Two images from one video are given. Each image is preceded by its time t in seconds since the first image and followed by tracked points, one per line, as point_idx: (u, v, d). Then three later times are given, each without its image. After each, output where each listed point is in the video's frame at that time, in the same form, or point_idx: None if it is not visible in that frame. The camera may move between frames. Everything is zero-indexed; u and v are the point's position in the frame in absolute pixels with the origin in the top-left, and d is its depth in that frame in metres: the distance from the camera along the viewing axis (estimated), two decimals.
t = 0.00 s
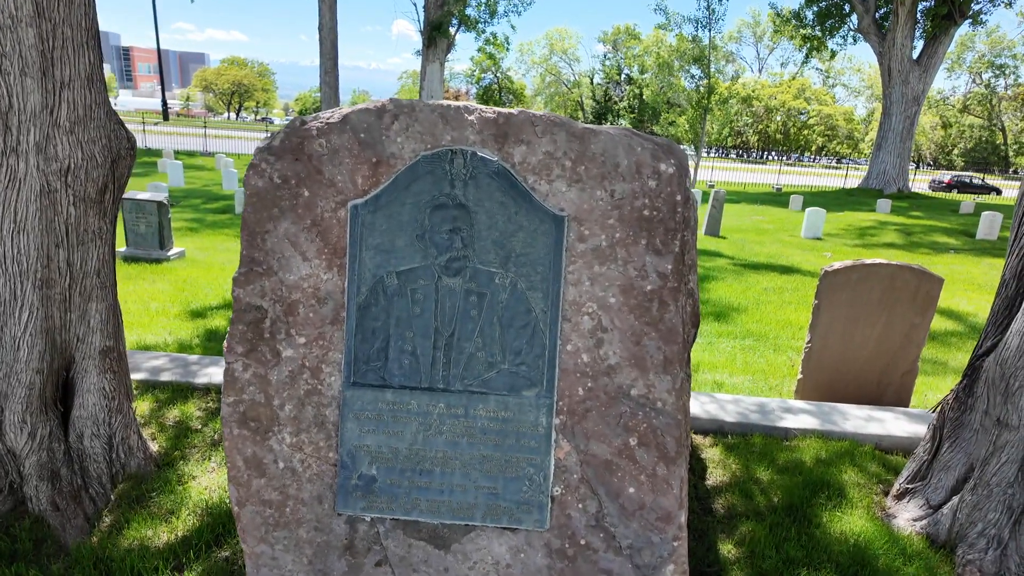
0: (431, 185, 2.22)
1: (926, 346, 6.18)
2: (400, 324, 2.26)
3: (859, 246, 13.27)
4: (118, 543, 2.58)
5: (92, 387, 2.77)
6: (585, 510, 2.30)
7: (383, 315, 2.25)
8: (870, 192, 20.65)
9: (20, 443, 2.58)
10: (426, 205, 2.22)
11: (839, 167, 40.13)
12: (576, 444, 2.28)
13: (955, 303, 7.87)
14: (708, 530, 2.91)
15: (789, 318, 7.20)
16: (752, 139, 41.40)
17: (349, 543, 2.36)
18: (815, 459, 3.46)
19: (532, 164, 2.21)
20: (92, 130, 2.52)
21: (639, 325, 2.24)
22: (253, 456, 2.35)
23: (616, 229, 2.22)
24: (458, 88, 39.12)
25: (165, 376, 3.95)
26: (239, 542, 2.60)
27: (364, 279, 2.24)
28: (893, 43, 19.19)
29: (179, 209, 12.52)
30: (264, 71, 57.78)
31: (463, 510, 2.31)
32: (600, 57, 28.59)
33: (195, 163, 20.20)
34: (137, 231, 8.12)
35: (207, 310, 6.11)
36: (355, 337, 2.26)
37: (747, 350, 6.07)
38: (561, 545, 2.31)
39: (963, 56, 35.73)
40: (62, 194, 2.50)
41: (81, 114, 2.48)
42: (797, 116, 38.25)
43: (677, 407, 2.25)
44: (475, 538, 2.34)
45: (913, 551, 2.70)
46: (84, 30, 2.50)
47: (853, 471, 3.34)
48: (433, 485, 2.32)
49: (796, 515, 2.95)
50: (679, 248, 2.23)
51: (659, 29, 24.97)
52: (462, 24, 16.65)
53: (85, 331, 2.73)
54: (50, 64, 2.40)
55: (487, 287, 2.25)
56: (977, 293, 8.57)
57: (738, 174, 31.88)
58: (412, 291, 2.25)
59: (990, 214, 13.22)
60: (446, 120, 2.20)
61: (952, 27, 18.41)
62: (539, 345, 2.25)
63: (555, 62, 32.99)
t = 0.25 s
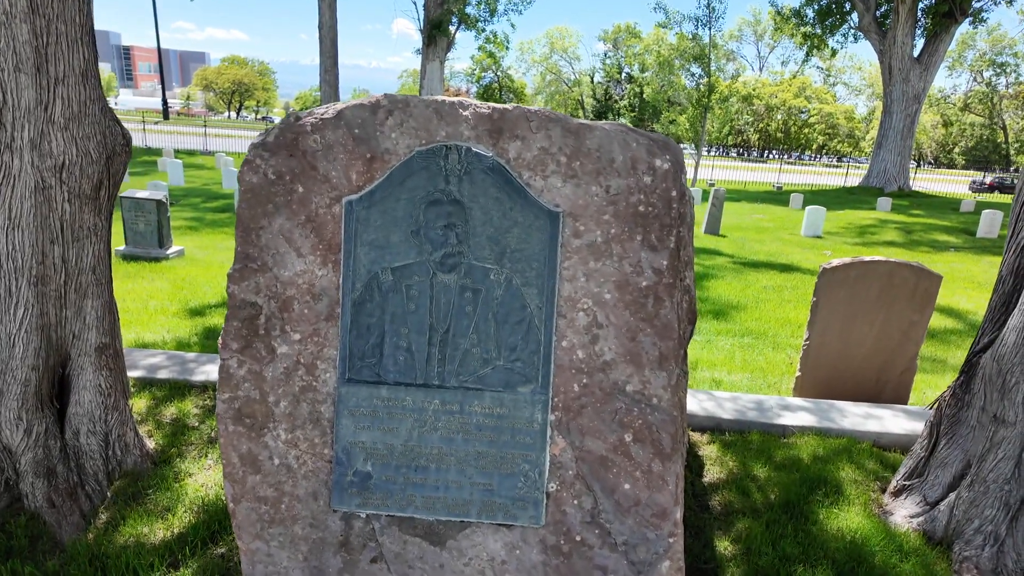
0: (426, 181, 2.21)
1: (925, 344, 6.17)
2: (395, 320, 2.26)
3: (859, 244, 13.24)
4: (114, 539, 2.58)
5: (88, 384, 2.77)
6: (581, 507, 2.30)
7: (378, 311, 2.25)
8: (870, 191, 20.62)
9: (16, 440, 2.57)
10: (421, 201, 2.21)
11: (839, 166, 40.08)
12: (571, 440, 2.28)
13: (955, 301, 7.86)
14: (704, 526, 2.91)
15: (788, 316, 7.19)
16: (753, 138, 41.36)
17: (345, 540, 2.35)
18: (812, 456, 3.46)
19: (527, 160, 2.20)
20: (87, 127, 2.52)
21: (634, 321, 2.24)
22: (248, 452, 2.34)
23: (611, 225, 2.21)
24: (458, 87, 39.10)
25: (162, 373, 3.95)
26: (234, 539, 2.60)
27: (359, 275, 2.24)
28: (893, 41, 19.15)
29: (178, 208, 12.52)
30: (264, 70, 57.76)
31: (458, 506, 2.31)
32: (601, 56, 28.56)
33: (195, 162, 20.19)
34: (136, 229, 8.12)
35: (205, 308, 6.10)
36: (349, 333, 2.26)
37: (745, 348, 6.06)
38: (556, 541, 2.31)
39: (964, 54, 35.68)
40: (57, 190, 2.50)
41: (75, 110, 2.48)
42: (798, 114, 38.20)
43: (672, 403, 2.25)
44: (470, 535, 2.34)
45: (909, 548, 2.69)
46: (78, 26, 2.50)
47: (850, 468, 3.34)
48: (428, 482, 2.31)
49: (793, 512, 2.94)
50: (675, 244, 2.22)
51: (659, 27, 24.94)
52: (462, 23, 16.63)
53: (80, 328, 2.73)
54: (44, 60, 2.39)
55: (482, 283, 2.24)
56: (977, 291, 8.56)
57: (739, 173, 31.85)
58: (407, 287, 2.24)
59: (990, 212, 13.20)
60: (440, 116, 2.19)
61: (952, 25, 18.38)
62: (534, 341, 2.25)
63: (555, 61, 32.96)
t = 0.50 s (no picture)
0: (420, 182, 2.23)
1: (922, 344, 6.19)
2: (389, 320, 2.28)
3: (858, 243, 13.25)
4: (111, 538, 2.60)
5: (86, 383, 2.80)
6: (573, 505, 2.32)
7: (373, 311, 2.27)
8: (870, 190, 20.62)
9: (15, 439, 2.60)
10: (415, 202, 2.23)
11: (839, 165, 40.07)
12: (564, 439, 2.30)
13: (953, 301, 7.87)
14: (698, 524, 2.93)
15: (786, 316, 7.20)
16: (753, 137, 41.35)
17: (340, 538, 2.38)
18: (806, 455, 3.48)
19: (520, 162, 2.22)
20: (85, 128, 2.54)
21: (626, 322, 2.26)
22: (244, 452, 2.37)
23: (604, 226, 2.23)
24: (458, 87, 39.07)
25: (160, 373, 3.97)
26: (232, 538, 2.63)
27: (354, 275, 2.26)
28: (893, 40, 19.15)
29: (178, 207, 12.54)
30: (265, 70, 57.72)
31: (452, 505, 2.33)
32: (601, 55, 28.55)
33: (195, 162, 20.21)
34: (135, 229, 8.15)
35: (205, 308, 6.13)
36: (344, 333, 2.28)
37: (743, 348, 6.08)
38: (550, 539, 2.33)
39: (965, 52, 35.65)
40: (54, 191, 2.52)
41: (74, 113, 2.50)
42: (798, 113, 38.18)
43: (664, 403, 2.27)
44: (464, 533, 2.37)
45: (901, 546, 2.71)
46: (76, 28, 2.52)
47: (844, 467, 3.36)
48: (422, 480, 2.33)
49: (786, 510, 2.96)
50: (667, 245, 2.24)
51: (659, 26, 24.93)
52: (462, 22, 16.64)
53: (79, 328, 2.76)
54: (41, 62, 2.42)
55: (476, 283, 2.26)
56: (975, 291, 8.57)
57: (739, 172, 31.84)
58: (402, 288, 2.27)
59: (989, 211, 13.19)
60: (434, 118, 2.21)
61: (952, 24, 18.37)
62: (527, 341, 2.27)
63: (556, 60, 32.95)
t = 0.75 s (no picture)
0: (415, 183, 2.25)
1: (919, 343, 6.21)
2: (386, 319, 2.30)
3: (858, 243, 13.27)
4: (111, 536, 2.62)
5: (86, 382, 2.82)
6: (568, 502, 2.34)
7: (369, 310, 2.29)
8: (870, 189, 20.63)
9: (15, 437, 2.62)
10: (410, 202, 2.26)
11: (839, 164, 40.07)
12: (559, 437, 2.32)
13: (951, 300, 7.89)
14: (693, 522, 2.95)
15: (783, 315, 7.22)
16: (753, 137, 41.36)
17: (337, 534, 2.40)
18: (802, 453, 3.50)
19: (515, 161, 2.24)
20: (84, 129, 2.56)
21: (621, 320, 2.28)
22: (242, 449, 2.39)
23: (598, 226, 2.25)
24: (458, 87, 39.07)
25: (160, 373, 3.99)
26: (230, 535, 2.65)
27: (350, 275, 2.28)
28: (893, 39, 19.16)
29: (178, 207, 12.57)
30: (265, 70, 57.73)
31: (448, 502, 2.35)
32: (601, 55, 28.56)
33: (195, 162, 20.23)
34: (135, 229, 8.18)
35: (204, 307, 6.16)
36: (341, 332, 2.30)
37: (740, 347, 6.10)
38: (545, 536, 2.35)
39: (965, 52, 35.64)
40: (54, 192, 2.55)
41: (73, 114, 2.53)
42: (798, 113, 38.18)
43: (658, 400, 2.29)
44: (460, 530, 2.39)
45: (895, 543, 2.73)
46: (75, 29, 2.54)
47: (839, 465, 3.38)
48: (419, 478, 2.36)
49: (781, 508, 2.98)
50: (661, 244, 2.26)
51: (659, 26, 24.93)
52: (462, 22, 16.64)
53: (78, 327, 2.78)
54: (41, 64, 2.44)
55: (471, 283, 2.28)
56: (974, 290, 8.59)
57: (738, 172, 31.83)
58: (398, 287, 2.29)
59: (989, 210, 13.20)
60: (430, 118, 2.23)
61: (953, 24, 18.37)
62: (522, 340, 2.29)
63: (556, 60, 32.95)
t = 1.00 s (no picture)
0: (413, 181, 2.29)
1: (916, 341, 6.24)
2: (384, 315, 2.34)
3: (857, 242, 13.29)
4: (113, 529, 2.66)
5: (88, 379, 2.86)
6: (563, 496, 2.38)
7: (368, 306, 2.33)
8: (869, 189, 20.66)
9: (18, 433, 2.66)
10: (408, 201, 2.29)
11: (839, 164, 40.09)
12: (554, 431, 2.36)
13: (948, 298, 7.92)
14: (688, 516, 2.99)
15: (781, 313, 7.26)
16: (752, 136, 41.38)
17: (335, 528, 2.44)
18: (796, 449, 3.54)
19: (511, 160, 2.28)
20: (86, 129, 2.60)
21: (614, 316, 2.31)
22: (242, 444, 2.43)
23: (592, 223, 2.29)
24: (458, 86, 39.08)
25: (160, 370, 4.03)
26: (230, 529, 2.69)
27: (348, 272, 2.32)
28: (892, 39, 19.17)
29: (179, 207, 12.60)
30: (265, 70, 57.74)
31: (445, 495, 2.39)
32: (600, 54, 28.58)
33: (195, 161, 20.26)
34: (135, 229, 8.22)
35: (204, 306, 6.20)
36: (340, 329, 2.34)
37: (737, 345, 6.14)
38: (541, 529, 2.39)
39: (965, 51, 35.65)
40: (56, 190, 2.58)
41: (76, 114, 2.57)
42: (798, 112, 38.19)
43: (652, 395, 2.32)
44: (457, 523, 2.43)
45: (886, 536, 2.77)
46: (78, 30, 2.58)
47: (833, 460, 3.42)
48: (417, 471, 2.39)
49: (774, 502, 3.02)
50: (654, 241, 2.29)
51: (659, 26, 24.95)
52: (462, 21, 16.66)
53: (80, 324, 2.82)
54: (44, 64, 2.48)
55: (468, 279, 2.32)
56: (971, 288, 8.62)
57: (738, 171, 31.85)
58: (395, 284, 2.32)
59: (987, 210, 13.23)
60: (426, 118, 2.27)
61: (952, 23, 18.38)
62: (518, 336, 2.33)
63: (556, 59, 32.97)
